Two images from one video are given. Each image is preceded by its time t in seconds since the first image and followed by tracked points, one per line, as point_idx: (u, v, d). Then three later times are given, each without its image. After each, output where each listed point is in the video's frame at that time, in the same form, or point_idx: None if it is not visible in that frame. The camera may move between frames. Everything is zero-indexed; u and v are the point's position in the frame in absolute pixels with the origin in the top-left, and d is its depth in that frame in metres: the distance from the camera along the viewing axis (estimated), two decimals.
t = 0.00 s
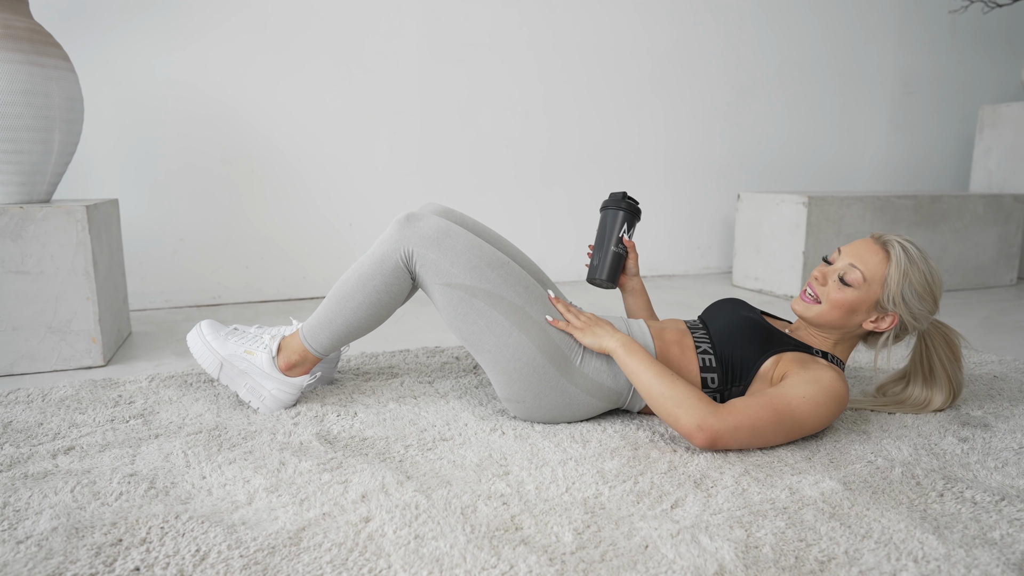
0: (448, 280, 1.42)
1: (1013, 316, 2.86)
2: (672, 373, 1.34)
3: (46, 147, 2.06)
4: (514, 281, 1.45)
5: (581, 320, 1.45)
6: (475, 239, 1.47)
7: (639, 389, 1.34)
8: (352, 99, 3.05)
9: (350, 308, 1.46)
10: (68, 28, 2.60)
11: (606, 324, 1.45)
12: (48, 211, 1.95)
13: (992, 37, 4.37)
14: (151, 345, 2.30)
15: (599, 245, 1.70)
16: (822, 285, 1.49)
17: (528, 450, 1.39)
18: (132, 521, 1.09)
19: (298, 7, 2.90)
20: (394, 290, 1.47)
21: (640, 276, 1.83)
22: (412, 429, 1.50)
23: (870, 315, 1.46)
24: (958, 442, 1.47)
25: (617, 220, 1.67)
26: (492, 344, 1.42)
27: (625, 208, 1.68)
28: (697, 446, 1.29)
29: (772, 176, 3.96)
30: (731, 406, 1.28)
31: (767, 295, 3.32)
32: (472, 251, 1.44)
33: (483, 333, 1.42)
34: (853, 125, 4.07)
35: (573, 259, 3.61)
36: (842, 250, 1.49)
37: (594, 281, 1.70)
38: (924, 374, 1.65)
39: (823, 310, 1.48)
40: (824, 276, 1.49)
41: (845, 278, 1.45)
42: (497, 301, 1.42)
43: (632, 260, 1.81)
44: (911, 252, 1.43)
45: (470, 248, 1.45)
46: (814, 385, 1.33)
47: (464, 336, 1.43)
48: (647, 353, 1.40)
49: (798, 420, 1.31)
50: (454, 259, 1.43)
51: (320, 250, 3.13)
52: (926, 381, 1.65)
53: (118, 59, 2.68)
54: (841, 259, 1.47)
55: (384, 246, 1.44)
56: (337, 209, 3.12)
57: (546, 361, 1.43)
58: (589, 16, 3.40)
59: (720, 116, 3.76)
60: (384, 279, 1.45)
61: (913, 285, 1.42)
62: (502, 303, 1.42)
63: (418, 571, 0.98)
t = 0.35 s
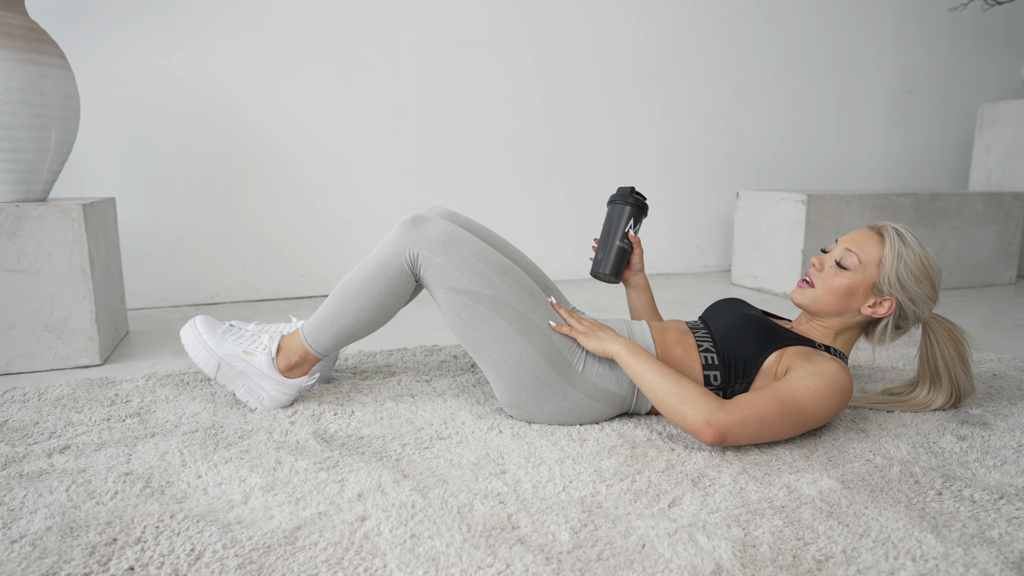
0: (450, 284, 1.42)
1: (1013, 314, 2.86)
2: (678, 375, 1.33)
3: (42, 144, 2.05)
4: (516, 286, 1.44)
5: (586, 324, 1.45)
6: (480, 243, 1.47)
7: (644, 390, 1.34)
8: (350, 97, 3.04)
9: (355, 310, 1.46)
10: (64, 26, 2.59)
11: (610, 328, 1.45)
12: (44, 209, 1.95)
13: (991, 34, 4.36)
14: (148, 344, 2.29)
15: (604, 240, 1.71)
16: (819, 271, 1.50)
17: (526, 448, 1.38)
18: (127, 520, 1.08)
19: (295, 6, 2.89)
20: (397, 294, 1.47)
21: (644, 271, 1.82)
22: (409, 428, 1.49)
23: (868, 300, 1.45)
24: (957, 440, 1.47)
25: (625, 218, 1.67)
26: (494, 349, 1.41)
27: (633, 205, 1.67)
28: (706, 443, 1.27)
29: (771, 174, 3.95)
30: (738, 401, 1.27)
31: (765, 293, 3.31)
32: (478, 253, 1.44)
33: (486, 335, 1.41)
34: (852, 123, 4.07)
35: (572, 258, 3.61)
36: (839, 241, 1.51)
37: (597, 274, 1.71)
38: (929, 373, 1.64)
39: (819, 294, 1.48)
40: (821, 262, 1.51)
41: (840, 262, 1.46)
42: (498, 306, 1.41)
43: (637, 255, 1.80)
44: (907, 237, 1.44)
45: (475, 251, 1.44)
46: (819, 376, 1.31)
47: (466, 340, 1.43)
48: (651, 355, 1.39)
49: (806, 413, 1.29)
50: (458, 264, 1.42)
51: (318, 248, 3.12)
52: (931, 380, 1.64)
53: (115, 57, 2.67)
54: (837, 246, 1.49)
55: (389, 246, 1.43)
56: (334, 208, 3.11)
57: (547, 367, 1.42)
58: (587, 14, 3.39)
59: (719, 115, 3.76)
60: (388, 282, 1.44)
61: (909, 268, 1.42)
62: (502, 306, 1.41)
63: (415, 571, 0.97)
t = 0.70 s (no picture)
0: (529, 235, 1.38)
1: (1011, 312, 2.86)
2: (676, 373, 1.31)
3: (40, 143, 2.05)
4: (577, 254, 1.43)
5: (598, 304, 1.35)
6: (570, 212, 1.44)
7: (643, 391, 1.30)
8: (348, 96, 3.04)
9: (440, 219, 1.34)
10: (63, 25, 2.59)
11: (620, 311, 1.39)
12: (43, 207, 1.95)
13: (990, 32, 4.36)
14: (146, 343, 2.29)
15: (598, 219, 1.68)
16: (818, 263, 1.50)
17: (523, 446, 1.38)
18: (125, 519, 1.08)
19: (294, 5, 2.89)
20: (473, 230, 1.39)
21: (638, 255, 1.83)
22: (407, 425, 1.49)
23: (865, 296, 1.45)
24: (955, 437, 1.47)
25: (623, 198, 1.66)
26: (527, 319, 1.39)
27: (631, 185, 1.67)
28: (711, 446, 1.25)
29: (769, 172, 3.95)
30: (743, 403, 1.25)
31: (764, 291, 3.31)
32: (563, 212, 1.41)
33: (521, 302, 1.39)
34: (851, 121, 4.07)
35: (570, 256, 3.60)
36: (839, 236, 1.51)
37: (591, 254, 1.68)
38: (926, 374, 1.64)
39: (814, 285, 1.48)
40: (821, 255, 1.50)
41: (841, 256, 1.46)
42: (555, 276, 1.38)
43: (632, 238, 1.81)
44: (909, 237, 1.45)
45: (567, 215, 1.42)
46: (819, 375, 1.31)
47: (506, 299, 1.40)
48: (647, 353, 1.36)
49: (809, 414, 1.30)
50: (546, 220, 1.39)
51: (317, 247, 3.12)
52: (927, 381, 1.65)
53: (113, 56, 2.67)
54: (837, 241, 1.49)
55: (502, 167, 1.37)
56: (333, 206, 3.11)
57: (569, 356, 1.41)
58: (586, 12, 3.39)
59: (718, 113, 3.76)
60: (477, 213, 1.37)
61: (908, 266, 1.42)
62: (552, 271, 1.38)
63: (411, 568, 0.97)
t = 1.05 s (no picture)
0: (555, 227, 1.37)
1: (1013, 309, 2.85)
2: (666, 373, 1.27)
3: (36, 142, 2.04)
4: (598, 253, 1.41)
5: (577, 314, 1.26)
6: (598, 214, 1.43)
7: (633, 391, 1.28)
8: (346, 94, 3.03)
9: (465, 181, 1.33)
10: (58, 25, 2.58)
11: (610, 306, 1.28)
12: (39, 207, 1.94)
13: (990, 29, 4.35)
14: (144, 343, 2.28)
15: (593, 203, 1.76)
16: (814, 262, 1.49)
17: (522, 446, 1.37)
18: (120, 521, 1.07)
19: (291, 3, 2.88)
20: (493, 206, 1.39)
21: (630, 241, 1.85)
22: (405, 426, 1.48)
23: (860, 296, 1.44)
24: (957, 436, 1.46)
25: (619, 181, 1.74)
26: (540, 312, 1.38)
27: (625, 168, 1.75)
28: (703, 449, 1.26)
29: (769, 170, 3.94)
30: (736, 409, 1.25)
31: (764, 289, 3.30)
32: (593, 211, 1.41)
33: (534, 294, 1.38)
34: (851, 118, 4.05)
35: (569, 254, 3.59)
36: (836, 234, 1.50)
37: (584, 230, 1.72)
38: (926, 374, 1.63)
39: (811, 286, 1.47)
40: (817, 254, 1.49)
41: (836, 255, 1.45)
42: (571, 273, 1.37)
43: (625, 224, 1.83)
44: (906, 235, 1.43)
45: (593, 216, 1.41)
46: (813, 377, 1.30)
47: (518, 288, 1.40)
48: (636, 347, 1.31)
49: (804, 417, 1.30)
50: (575, 216, 1.37)
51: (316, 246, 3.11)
52: (927, 381, 1.64)
53: (110, 55, 2.66)
54: (833, 240, 1.48)
55: (547, 154, 1.37)
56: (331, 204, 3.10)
57: (572, 354, 1.42)
58: (584, 10, 3.38)
59: (717, 111, 3.75)
60: (506, 195, 1.36)
61: (904, 265, 1.41)
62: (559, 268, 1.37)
63: (409, 570, 0.96)
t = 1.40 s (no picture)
0: (554, 224, 1.36)
1: (1012, 306, 2.84)
2: (661, 356, 1.27)
3: (33, 141, 2.03)
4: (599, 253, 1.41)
5: (571, 296, 1.29)
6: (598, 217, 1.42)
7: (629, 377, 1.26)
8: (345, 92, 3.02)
9: (462, 166, 1.33)
10: (55, 22, 2.57)
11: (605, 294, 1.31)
12: (36, 206, 1.93)
13: (990, 26, 4.34)
14: (142, 342, 2.28)
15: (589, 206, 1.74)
16: (813, 263, 1.49)
17: (520, 444, 1.37)
18: (116, 520, 1.07)
19: None
20: (490, 196, 1.38)
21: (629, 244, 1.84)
22: (403, 424, 1.48)
23: (860, 297, 1.44)
24: (956, 433, 1.45)
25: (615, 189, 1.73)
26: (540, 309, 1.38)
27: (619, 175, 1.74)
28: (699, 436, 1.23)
29: (769, 168, 3.93)
30: (732, 396, 1.23)
31: (763, 287, 3.29)
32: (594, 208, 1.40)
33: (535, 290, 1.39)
34: (851, 115, 4.05)
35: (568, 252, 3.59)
36: (836, 234, 1.49)
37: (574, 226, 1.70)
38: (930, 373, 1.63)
39: (810, 287, 1.47)
40: (816, 256, 1.49)
41: (836, 257, 1.44)
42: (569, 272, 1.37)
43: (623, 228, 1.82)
44: (906, 235, 1.42)
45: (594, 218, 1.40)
46: (812, 369, 1.30)
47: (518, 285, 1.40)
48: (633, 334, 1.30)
49: (801, 408, 1.28)
50: (575, 215, 1.37)
51: (315, 244, 3.11)
52: (930, 379, 1.63)
53: (107, 54, 2.66)
54: (833, 242, 1.48)
55: (548, 150, 1.36)
56: (331, 202, 3.09)
57: (574, 352, 1.41)
58: (583, 7, 3.37)
59: (717, 108, 3.74)
60: (503, 186, 1.35)
61: (904, 266, 1.40)
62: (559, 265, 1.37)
63: (406, 570, 0.96)
